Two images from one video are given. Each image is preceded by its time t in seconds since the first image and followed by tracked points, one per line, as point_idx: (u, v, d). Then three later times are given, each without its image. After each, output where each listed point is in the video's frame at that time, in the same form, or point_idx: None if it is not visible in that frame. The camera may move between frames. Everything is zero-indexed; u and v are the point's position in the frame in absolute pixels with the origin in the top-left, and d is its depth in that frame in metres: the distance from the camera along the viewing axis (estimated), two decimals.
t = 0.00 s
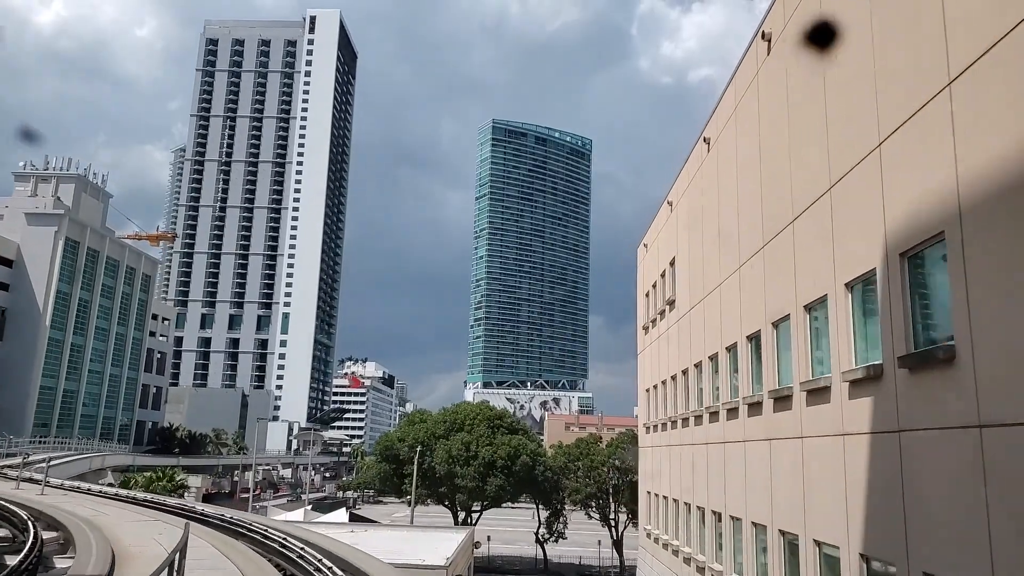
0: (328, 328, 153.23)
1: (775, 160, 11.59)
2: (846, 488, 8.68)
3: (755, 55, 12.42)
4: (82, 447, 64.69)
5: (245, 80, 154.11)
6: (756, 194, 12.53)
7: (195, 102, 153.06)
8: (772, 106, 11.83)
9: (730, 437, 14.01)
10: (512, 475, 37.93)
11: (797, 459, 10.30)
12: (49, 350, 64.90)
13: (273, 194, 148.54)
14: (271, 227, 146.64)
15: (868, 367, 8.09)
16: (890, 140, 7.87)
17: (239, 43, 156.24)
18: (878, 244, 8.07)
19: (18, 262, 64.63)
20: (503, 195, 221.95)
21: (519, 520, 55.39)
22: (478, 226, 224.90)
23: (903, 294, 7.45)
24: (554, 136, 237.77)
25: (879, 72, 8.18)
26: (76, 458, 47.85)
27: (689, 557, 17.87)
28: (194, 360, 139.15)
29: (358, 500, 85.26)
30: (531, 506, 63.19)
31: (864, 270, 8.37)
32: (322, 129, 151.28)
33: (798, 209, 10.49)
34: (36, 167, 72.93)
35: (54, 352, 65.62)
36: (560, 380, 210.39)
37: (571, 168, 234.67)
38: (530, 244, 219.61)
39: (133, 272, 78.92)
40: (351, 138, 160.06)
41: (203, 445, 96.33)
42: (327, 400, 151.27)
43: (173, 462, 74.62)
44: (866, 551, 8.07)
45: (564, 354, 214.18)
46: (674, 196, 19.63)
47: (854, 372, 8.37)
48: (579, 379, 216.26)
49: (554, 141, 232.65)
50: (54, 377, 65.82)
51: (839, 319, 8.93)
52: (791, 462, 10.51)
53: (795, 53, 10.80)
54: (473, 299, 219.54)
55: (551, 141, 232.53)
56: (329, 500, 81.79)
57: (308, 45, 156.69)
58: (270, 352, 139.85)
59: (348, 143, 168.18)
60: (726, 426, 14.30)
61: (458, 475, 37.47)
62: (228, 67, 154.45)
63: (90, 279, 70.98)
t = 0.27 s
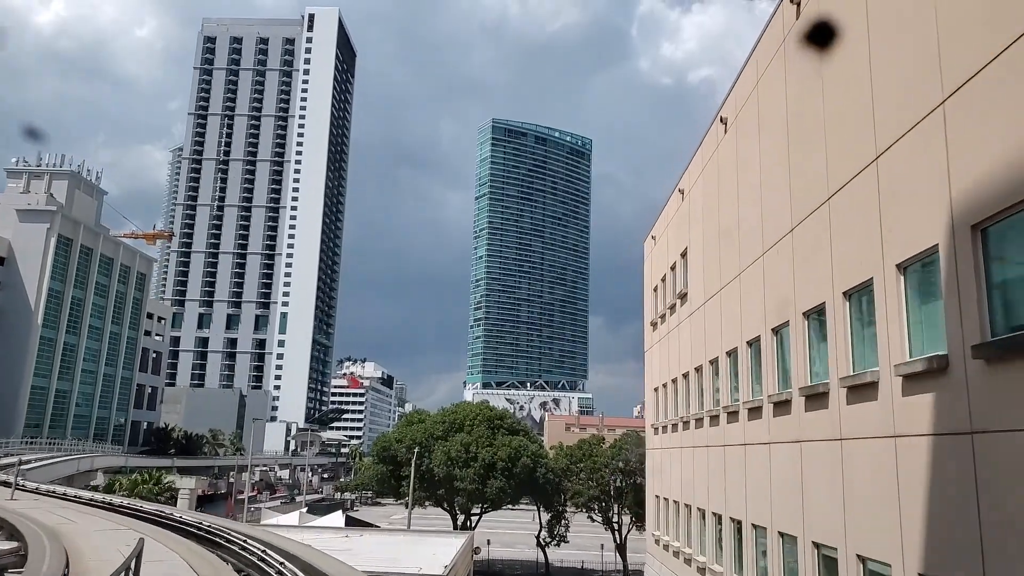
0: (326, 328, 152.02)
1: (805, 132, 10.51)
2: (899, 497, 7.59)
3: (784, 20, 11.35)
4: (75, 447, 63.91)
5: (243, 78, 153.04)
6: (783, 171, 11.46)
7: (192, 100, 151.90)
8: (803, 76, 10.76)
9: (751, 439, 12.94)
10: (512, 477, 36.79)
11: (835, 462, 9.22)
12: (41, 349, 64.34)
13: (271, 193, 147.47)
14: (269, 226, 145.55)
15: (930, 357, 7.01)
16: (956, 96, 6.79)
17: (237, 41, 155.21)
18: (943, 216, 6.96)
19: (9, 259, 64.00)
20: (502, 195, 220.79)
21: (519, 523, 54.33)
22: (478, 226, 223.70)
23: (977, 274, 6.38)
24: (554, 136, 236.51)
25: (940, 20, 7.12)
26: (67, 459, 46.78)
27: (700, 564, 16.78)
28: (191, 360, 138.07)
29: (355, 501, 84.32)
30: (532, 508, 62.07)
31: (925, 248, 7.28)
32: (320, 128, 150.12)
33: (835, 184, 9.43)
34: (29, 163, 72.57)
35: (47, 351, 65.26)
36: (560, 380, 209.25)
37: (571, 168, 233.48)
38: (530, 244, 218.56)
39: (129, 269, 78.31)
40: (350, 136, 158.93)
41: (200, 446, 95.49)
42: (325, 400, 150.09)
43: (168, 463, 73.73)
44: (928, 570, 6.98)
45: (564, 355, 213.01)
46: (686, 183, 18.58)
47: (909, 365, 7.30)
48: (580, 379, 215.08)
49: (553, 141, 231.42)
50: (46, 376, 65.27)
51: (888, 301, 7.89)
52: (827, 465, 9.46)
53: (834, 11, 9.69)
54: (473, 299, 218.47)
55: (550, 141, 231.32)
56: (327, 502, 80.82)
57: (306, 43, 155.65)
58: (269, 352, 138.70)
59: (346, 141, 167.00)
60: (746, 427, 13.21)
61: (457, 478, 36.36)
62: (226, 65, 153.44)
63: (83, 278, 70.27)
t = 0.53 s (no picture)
0: (325, 328, 150.91)
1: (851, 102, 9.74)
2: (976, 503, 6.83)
3: None
4: (67, 447, 63.59)
5: (241, 76, 152.08)
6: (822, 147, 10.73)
7: (190, 98, 150.99)
8: (846, 47, 10.01)
9: (781, 442, 12.23)
10: (513, 480, 35.71)
11: (886, 468, 8.51)
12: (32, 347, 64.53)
13: (269, 192, 146.29)
14: (268, 225, 144.58)
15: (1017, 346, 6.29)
16: None
17: (236, 39, 154.24)
18: None
19: None
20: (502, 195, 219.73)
21: (519, 525, 53.27)
22: (478, 225, 222.65)
23: None
24: (554, 136, 235.49)
25: None
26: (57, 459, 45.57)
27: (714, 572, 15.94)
28: (188, 360, 136.91)
29: (352, 503, 83.40)
30: (533, 511, 60.98)
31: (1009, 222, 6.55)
32: (319, 126, 149.04)
33: (889, 155, 8.68)
34: (23, 159, 73.14)
35: (39, 350, 65.39)
36: (560, 381, 208.26)
37: (571, 168, 232.42)
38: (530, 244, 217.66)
39: (123, 267, 78.25)
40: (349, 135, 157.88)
41: (195, 447, 94.80)
42: (324, 400, 148.97)
43: (162, 463, 73.06)
44: None
45: (564, 355, 211.96)
46: (700, 171, 17.83)
47: (989, 355, 6.57)
48: (580, 380, 214.02)
49: (553, 140, 230.33)
50: (38, 376, 65.56)
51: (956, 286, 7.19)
52: (877, 468, 8.72)
53: None
54: (472, 299, 217.43)
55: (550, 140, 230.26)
56: (323, 503, 79.84)
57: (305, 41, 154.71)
58: (266, 352, 137.57)
59: (345, 140, 165.90)
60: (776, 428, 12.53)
61: (457, 480, 35.29)
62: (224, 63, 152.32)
63: (76, 276, 70.12)
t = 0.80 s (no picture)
0: (323, 328, 149.81)
1: (907, 60, 8.91)
2: None
3: None
4: (59, 446, 62.85)
5: (240, 73, 151.07)
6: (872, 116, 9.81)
7: (188, 96, 149.90)
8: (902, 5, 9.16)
9: (820, 441, 11.45)
10: (515, 482, 34.66)
11: (961, 473, 7.77)
12: (24, 344, 63.93)
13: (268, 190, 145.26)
14: (266, 224, 143.50)
15: None
16: None
17: (234, 36, 153.20)
18: None
19: None
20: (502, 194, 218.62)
21: (519, 528, 52.19)
22: (477, 224, 221.46)
23: None
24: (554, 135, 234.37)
25: None
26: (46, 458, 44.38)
27: None
28: (186, 359, 135.54)
29: (350, 504, 82.34)
30: (533, 513, 59.89)
31: None
32: (318, 124, 148.02)
33: (962, 113, 7.78)
34: (16, 155, 72.73)
35: (31, 347, 64.80)
36: (560, 381, 207.20)
37: (571, 167, 231.36)
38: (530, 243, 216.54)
39: (118, 265, 77.76)
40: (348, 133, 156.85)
41: (192, 447, 93.84)
42: (322, 400, 147.83)
43: (157, 463, 72.12)
44: None
45: (564, 356, 210.89)
46: (718, 154, 16.96)
47: None
48: (580, 381, 212.95)
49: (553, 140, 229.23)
50: (30, 375, 64.87)
51: None
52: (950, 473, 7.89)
53: None
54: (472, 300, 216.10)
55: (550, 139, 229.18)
56: (320, 504, 78.76)
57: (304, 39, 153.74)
58: (264, 351, 136.38)
59: (344, 139, 164.87)
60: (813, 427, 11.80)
61: (458, 482, 34.26)
62: (223, 60, 151.22)
63: (70, 273, 69.52)
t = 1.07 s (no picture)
0: (322, 327, 148.71)
1: (966, 11, 7.80)
2: None
3: None
4: (52, 446, 62.03)
5: (239, 70, 149.96)
6: (924, 80, 8.62)
7: (187, 93, 148.85)
8: None
9: (852, 447, 10.44)
10: (519, 485, 33.59)
11: (1023, 486, 6.78)
12: (17, 342, 63.22)
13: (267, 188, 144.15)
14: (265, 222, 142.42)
15: None
16: None
17: (233, 33, 152.07)
18: None
19: None
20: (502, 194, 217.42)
21: (521, 531, 51.15)
22: (477, 224, 220.25)
23: None
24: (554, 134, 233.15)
25: None
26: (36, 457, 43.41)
27: None
28: (184, 358, 134.30)
29: (348, 505, 81.36)
30: (534, 516, 58.84)
31: None
32: (318, 122, 146.99)
33: None
34: (10, 150, 72.05)
35: (24, 345, 63.97)
36: (560, 382, 206.12)
37: (572, 167, 230.19)
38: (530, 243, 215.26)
39: (113, 261, 76.99)
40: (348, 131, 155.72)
41: (189, 448, 92.88)
42: (321, 400, 146.69)
43: (152, 463, 71.15)
44: None
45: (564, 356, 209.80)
46: (740, 136, 15.77)
47: None
48: (580, 381, 211.91)
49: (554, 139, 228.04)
50: (22, 373, 63.97)
51: None
52: None
53: None
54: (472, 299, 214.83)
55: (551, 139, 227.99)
56: (318, 505, 77.75)
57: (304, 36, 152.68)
58: (263, 351, 135.18)
59: (344, 137, 163.77)
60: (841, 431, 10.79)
61: (459, 484, 33.22)
62: (222, 57, 150.16)
63: (64, 269, 68.79)
